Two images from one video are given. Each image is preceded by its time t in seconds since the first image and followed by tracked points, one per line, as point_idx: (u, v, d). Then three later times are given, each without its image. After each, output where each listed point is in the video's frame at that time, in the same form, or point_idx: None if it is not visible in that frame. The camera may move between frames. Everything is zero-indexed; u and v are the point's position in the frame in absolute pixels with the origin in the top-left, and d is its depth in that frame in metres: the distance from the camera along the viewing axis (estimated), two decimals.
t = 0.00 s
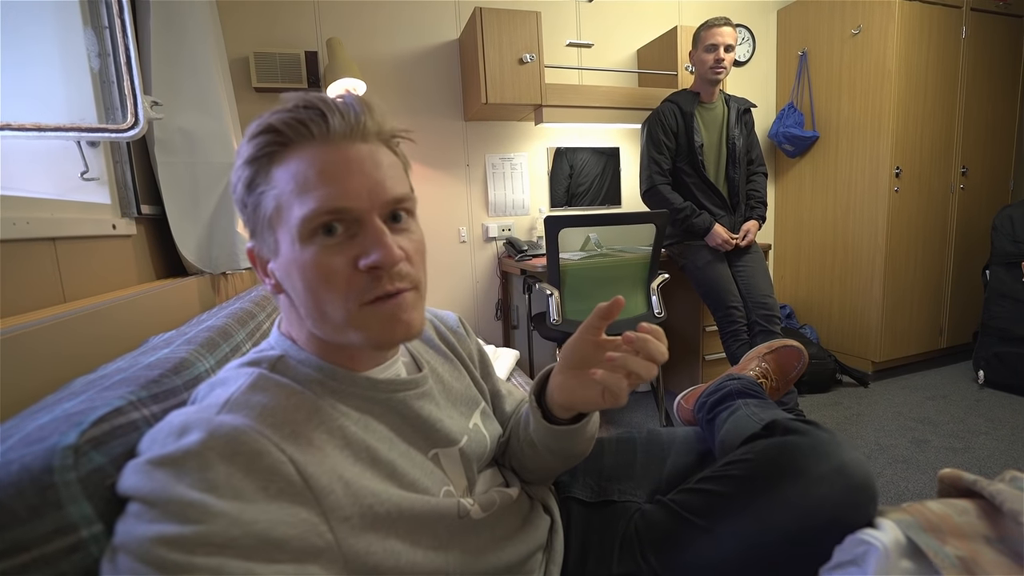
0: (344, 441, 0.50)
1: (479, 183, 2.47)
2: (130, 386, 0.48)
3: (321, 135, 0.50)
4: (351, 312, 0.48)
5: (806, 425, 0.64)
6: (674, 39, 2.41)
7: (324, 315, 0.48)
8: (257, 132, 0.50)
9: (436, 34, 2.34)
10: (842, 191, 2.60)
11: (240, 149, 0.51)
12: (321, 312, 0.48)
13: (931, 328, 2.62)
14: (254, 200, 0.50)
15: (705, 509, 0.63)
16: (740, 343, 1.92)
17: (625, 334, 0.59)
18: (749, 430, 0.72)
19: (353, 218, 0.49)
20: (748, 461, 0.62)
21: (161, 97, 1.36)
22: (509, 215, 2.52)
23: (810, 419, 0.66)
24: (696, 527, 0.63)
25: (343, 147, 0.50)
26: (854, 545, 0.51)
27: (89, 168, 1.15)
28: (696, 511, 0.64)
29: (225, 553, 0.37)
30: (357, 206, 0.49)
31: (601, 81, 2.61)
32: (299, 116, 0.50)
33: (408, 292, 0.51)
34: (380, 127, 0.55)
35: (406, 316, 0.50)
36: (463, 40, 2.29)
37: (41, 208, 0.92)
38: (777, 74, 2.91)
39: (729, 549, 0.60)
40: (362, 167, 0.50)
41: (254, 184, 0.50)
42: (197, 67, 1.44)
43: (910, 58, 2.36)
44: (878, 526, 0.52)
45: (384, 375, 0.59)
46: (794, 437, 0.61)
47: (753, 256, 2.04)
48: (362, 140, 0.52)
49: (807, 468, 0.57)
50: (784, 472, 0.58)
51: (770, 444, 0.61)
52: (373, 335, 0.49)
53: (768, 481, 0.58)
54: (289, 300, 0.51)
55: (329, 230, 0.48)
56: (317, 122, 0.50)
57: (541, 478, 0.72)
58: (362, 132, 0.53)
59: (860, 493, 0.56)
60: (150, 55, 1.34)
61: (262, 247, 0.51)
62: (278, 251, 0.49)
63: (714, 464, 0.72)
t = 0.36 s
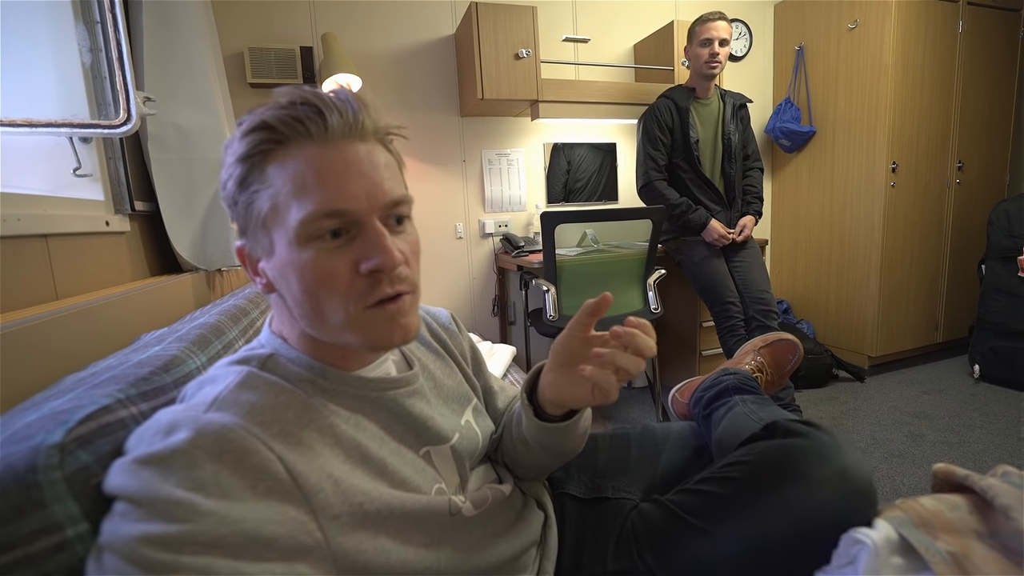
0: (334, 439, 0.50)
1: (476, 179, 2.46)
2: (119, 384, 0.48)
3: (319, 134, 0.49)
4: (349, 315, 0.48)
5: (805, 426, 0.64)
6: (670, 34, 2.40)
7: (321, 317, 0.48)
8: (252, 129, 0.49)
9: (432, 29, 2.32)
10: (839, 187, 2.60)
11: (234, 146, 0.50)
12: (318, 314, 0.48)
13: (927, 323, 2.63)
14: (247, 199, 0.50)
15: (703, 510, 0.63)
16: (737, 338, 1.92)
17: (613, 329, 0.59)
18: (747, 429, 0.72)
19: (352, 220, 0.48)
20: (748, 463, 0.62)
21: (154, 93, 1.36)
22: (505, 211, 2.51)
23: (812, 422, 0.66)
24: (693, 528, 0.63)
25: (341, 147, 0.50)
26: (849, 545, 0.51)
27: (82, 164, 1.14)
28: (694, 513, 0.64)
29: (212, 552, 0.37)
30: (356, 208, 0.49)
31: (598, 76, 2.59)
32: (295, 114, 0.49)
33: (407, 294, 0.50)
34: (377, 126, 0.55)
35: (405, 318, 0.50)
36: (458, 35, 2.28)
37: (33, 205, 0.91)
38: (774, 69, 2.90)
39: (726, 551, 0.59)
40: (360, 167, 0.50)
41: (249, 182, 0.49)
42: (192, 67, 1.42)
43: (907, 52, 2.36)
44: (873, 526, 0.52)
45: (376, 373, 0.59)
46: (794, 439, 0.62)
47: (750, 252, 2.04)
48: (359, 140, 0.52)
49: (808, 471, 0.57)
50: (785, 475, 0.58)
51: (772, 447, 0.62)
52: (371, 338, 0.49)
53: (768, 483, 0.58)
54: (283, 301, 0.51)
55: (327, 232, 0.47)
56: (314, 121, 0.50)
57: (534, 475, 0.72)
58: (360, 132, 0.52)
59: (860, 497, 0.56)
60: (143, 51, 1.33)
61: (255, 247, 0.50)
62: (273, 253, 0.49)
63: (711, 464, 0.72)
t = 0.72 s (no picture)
0: (335, 438, 0.50)
1: (476, 178, 2.46)
2: (121, 383, 0.48)
3: (385, 132, 0.50)
4: (428, 299, 0.51)
5: (803, 419, 0.64)
6: (670, 32, 2.39)
7: (403, 304, 0.50)
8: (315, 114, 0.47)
9: (431, 28, 2.32)
10: (840, 184, 2.60)
11: (281, 124, 0.46)
12: (400, 301, 0.50)
13: (928, 320, 2.62)
14: (303, 186, 0.46)
15: (703, 505, 0.63)
16: (737, 336, 1.92)
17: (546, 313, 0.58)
18: (746, 424, 0.72)
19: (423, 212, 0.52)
20: (746, 457, 0.62)
21: (154, 93, 1.36)
22: (506, 210, 2.51)
23: (809, 415, 0.66)
24: (694, 523, 0.63)
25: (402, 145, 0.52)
26: (847, 539, 0.52)
27: (82, 164, 1.15)
28: (694, 508, 0.64)
29: (215, 551, 0.37)
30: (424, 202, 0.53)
31: (597, 74, 2.59)
32: (361, 108, 0.49)
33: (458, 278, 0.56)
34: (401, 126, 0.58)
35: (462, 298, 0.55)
36: (458, 34, 2.27)
37: (34, 205, 0.92)
38: (774, 66, 2.89)
39: (726, 543, 0.60)
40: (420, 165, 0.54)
41: (308, 165, 0.45)
42: (192, 65, 1.42)
43: (908, 49, 2.35)
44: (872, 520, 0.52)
45: (379, 371, 0.59)
46: (791, 431, 0.61)
47: (750, 249, 2.04)
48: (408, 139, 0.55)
49: (804, 462, 0.57)
50: (780, 467, 0.58)
51: (769, 439, 0.61)
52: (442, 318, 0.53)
53: (764, 476, 0.58)
54: (329, 292, 0.49)
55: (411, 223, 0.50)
56: (376, 116, 0.50)
57: (536, 473, 0.72)
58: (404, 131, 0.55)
59: (858, 489, 0.56)
60: (143, 52, 1.33)
61: (308, 240, 0.47)
62: (334, 241, 0.47)
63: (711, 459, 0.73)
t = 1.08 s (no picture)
0: (342, 445, 0.50)
1: (476, 187, 2.48)
2: (129, 391, 0.49)
3: (419, 146, 0.55)
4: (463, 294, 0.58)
5: (803, 424, 0.64)
6: (668, 43, 2.42)
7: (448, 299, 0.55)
8: (370, 130, 0.50)
9: (432, 39, 2.35)
10: (837, 192, 2.62)
11: (344, 139, 0.48)
12: (446, 296, 0.55)
13: (927, 328, 2.63)
14: (369, 196, 0.49)
15: (704, 510, 0.64)
16: (737, 344, 1.93)
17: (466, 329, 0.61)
18: (746, 430, 0.72)
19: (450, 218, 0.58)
20: (747, 462, 0.62)
21: (159, 103, 1.37)
22: (506, 219, 2.53)
23: (809, 420, 0.66)
24: (695, 528, 0.64)
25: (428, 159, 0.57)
26: (848, 543, 0.52)
27: (87, 174, 1.15)
28: (695, 513, 0.65)
29: (225, 557, 0.38)
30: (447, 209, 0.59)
31: (596, 85, 2.62)
32: (402, 125, 0.54)
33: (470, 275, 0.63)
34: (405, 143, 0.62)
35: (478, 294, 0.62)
36: (458, 46, 2.30)
37: (39, 214, 0.92)
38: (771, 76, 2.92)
39: (728, 549, 0.60)
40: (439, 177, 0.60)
41: (373, 178, 0.49)
42: (195, 74, 1.44)
43: (902, 60, 2.39)
44: (873, 524, 0.52)
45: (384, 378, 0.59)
46: (792, 437, 0.62)
47: (749, 257, 2.05)
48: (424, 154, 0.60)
49: (805, 467, 0.57)
50: (781, 472, 0.58)
51: (769, 444, 0.62)
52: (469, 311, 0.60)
53: (765, 481, 0.59)
54: (385, 295, 0.52)
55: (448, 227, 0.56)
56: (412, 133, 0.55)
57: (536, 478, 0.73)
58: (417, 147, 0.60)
59: (858, 493, 0.56)
60: (147, 62, 1.35)
61: (370, 246, 0.50)
62: (394, 247, 0.51)
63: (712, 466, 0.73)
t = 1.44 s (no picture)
0: (336, 452, 0.51)
1: (469, 197, 2.49)
2: (123, 398, 0.49)
3: (411, 156, 0.56)
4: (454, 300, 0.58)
5: (793, 433, 0.65)
6: (659, 57, 2.47)
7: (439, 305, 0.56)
8: (362, 140, 0.51)
9: (426, 51, 2.37)
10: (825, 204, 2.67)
11: (337, 149, 0.49)
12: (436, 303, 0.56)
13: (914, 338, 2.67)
14: (361, 205, 0.49)
15: (694, 517, 0.64)
16: (728, 354, 1.95)
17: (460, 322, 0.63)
18: (736, 439, 0.73)
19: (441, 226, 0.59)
20: (737, 470, 0.63)
21: (154, 111, 1.37)
22: (499, 228, 2.54)
23: (798, 429, 0.67)
24: (686, 536, 0.64)
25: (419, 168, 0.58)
26: (836, 549, 0.53)
27: (80, 181, 1.15)
28: (687, 521, 0.65)
29: (219, 563, 0.38)
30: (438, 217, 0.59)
31: (589, 97, 2.66)
32: (395, 136, 0.55)
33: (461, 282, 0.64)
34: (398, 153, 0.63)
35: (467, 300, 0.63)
36: (453, 58, 2.33)
37: (32, 221, 0.92)
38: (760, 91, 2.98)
39: (719, 556, 0.60)
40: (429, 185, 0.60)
41: (365, 187, 0.50)
42: (190, 81, 1.44)
43: (887, 76, 2.45)
44: (860, 531, 0.53)
45: (378, 385, 0.59)
46: (780, 445, 0.63)
47: (740, 268, 2.08)
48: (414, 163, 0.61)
49: (794, 476, 0.58)
50: (771, 480, 0.59)
51: (758, 452, 0.63)
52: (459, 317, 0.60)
53: (755, 489, 0.60)
54: (376, 301, 0.53)
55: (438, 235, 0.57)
56: (405, 143, 0.56)
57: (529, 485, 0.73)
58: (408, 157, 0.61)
59: (847, 500, 0.57)
60: (143, 70, 1.35)
61: (362, 253, 0.51)
62: (385, 254, 0.51)
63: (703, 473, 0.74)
